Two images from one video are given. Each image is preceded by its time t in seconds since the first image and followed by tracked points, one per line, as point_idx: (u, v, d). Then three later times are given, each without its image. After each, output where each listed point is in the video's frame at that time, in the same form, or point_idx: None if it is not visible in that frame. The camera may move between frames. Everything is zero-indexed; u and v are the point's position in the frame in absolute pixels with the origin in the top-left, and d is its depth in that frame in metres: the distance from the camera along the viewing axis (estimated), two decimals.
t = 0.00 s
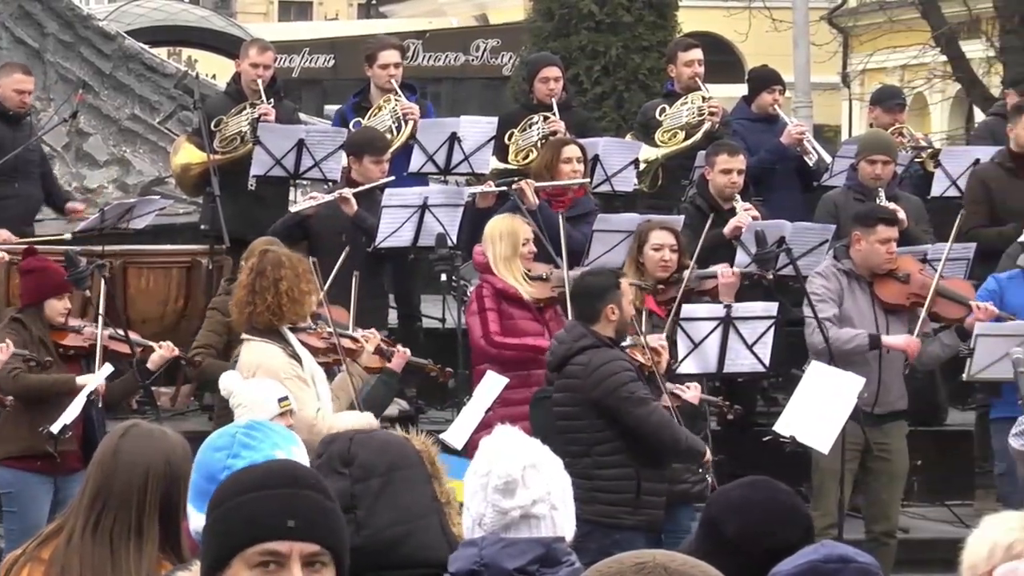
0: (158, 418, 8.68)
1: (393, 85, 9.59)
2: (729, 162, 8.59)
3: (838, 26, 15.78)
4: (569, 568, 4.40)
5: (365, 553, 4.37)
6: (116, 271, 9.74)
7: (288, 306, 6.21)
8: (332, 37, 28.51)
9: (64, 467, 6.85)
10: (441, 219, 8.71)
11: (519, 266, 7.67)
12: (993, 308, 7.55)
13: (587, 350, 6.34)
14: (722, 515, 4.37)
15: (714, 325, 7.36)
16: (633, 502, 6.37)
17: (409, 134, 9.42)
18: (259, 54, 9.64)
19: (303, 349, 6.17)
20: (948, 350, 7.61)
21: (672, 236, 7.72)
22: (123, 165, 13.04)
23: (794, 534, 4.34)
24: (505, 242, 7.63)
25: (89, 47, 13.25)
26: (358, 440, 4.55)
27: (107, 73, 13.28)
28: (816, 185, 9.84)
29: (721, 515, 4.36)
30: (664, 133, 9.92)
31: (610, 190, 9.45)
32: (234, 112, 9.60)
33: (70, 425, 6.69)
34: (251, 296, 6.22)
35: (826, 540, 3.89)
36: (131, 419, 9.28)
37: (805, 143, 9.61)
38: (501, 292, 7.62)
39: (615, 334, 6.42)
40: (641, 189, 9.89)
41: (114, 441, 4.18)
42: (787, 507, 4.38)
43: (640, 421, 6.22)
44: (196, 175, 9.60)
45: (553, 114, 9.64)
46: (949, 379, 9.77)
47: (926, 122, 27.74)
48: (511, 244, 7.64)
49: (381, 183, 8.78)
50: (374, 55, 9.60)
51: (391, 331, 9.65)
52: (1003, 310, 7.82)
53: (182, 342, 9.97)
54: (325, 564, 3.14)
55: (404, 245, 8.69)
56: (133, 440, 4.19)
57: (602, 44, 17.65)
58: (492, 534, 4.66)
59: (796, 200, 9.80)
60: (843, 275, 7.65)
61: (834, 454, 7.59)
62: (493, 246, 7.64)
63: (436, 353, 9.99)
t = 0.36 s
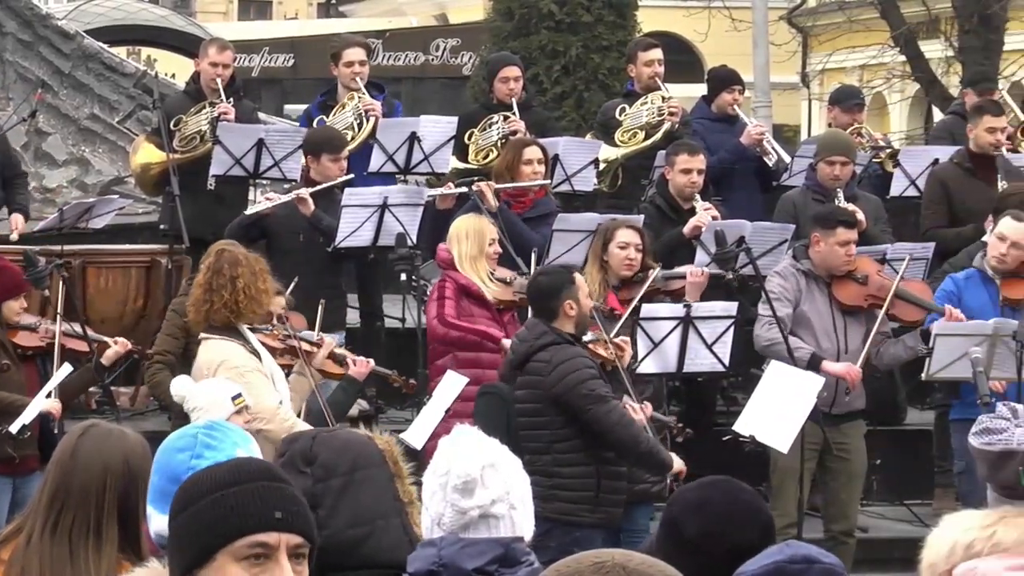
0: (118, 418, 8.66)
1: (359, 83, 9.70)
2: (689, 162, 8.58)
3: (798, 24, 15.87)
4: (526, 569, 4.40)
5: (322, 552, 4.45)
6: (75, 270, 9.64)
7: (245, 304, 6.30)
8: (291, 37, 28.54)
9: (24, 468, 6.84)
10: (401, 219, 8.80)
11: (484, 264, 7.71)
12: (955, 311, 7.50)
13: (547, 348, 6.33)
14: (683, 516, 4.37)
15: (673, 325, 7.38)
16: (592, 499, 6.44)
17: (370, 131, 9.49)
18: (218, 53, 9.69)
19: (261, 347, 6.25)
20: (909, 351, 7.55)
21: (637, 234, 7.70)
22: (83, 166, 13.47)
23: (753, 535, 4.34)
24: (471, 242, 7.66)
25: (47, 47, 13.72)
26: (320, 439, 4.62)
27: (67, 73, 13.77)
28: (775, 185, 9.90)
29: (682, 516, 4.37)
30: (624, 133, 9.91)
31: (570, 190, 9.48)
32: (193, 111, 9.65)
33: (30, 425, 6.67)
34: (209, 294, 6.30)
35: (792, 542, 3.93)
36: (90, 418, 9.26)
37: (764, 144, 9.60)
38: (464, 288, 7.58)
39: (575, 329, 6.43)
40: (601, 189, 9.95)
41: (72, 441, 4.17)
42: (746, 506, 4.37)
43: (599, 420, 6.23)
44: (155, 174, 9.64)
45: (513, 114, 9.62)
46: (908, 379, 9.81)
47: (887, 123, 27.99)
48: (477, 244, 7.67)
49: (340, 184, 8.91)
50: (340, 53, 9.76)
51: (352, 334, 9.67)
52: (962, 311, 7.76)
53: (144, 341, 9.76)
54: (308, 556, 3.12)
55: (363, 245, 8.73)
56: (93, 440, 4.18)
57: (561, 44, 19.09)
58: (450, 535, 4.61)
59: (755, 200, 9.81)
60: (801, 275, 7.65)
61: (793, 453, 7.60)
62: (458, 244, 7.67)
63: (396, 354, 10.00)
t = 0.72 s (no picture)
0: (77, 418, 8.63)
1: (322, 85, 9.81)
2: (649, 162, 8.60)
3: (755, 26, 16.04)
4: (487, 569, 4.53)
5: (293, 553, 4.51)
6: (33, 271, 9.80)
7: (209, 317, 6.31)
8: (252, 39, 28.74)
9: None
10: (361, 219, 8.73)
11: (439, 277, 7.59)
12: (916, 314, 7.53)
13: (510, 336, 6.37)
14: (631, 514, 4.39)
15: (633, 325, 7.37)
16: (548, 490, 6.38)
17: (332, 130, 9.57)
18: (178, 54, 9.84)
19: (222, 352, 6.35)
20: (870, 352, 7.53)
21: (584, 238, 7.75)
22: (41, 166, 13.65)
23: (699, 535, 4.36)
24: (427, 253, 7.51)
25: (7, 47, 14.03)
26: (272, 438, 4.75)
27: (26, 73, 14.08)
28: (735, 185, 9.96)
29: (632, 513, 4.38)
30: (585, 133, 9.99)
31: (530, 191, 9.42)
32: (153, 112, 9.82)
33: None
34: (173, 302, 6.29)
35: (754, 542, 3.95)
36: (50, 418, 9.22)
37: (725, 143, 9.66)
38: (419, 294, 7.55)
39: (544, 329, 6.44)
40: (562, 189, 10.03)
41: (33, 442, 4.15)
42: (696, 504, 4.39)
43: (568, 383, 6.26)
44: (115, 175, 9.87)
45: (473, 115, 9.70)
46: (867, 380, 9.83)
47: (845, 124, 28.22)
48: (434, 255, 7.53)
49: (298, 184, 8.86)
50: (306, 54, 9.87)
51: (313, 335, 9.66)
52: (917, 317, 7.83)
53: (101, 343, 9.88)
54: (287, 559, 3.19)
55: (323, 244, 8.69)
56: (54, 441, 4.17)
57: (522, 45, 19.07)
58: (410, 535, 4.62)
59: (715, 199, 9.84)
60: (760, 276, 7.65)
61: (752, 452, 7.61)
62: (415, 254, 7.54)
63: (357, 355, 9.98)
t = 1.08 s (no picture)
0: (36, 419, 8.56)
1: (286, 85, 9.84)
2: (609, 160, 8.60)
3: (716, 26, 16.09)
4: (449, 568, 4.59)
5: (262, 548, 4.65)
6: None
7: (167, 314, 6.36)
8: (211, 38, 29.21)
9: None
10: (321, 219, 8.79)
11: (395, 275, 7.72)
12: (872, 304, 7.58)
13: (471, 342, 6.35)
14: (587, 513, 4.40)
15: (594, 325, 7.36)
16: (507, 496, 6.40)
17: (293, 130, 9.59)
18: (137, 53, 9.89)
19: (179, 351, 6.36)
20: (832, 347, 7.59)
21: (552, 237, 7.85)
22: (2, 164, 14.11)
23: (652, 533, 4.35)
24: (383, 252, 7.65)
25: None
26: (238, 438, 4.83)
27: None
28: (695, 185, 10.00)
29: (587, 512, 4.40)
30: (545, 133, 9.98)
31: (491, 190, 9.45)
32: (113, 112, 9.81)
33: None
34: (130, 302, 6.36)
35: (712, 542, 3.95)
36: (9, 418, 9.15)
37: (683, 143, 9.71)
38: (375, 299, 7.64)
39: (503, 333, 6.43)
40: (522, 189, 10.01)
41: None
42: (653, 506, 4.39)
43: (526, 403, 6.27)
44: (75, 175, 9.87)
45: (433, 114, 9.70)
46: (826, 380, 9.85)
47: (807, 122, 28.51)
48: (389, 253, 7.66)
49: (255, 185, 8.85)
50: (269, 54, 9.90)
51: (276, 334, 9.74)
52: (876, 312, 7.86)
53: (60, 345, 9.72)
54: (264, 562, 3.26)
55: (282, 245, 8.78)
56: (11, 440, 4.15)
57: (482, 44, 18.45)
58: (372, 535, 4.68)
59: (675, 199, 9.87)
60: (717, 275, 7.72)
61: (713, 450, 7.64)
62: (371, 254, 7.66)
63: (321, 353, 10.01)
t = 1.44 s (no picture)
0: None
1: (248, 86, 9.87)
2: (574, 159, 8.58)
3: (677, 27, 16.32)
4: (410, 569, 4.55)
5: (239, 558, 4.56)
6: None
7: (130, 310, 6.49)
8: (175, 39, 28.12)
9: None
10: (284, 218, 8.87)
11: (360, 269, 7.75)
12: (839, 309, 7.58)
13: (433, 342, 6.35)
14: (549, 512, 4.34)
15: (556, 325, 7.34)
16: (470, 498, 6.47)
17: (256, 130, 9.60)
18: (99, 52, 9.95)
19: (141, 352, 6.43)
20: (795, 350, 7.63)
21: (522, 236, 7.78)
22: None
23: (615, 533, 4.30)
24: (346, 247, 7.68)
25: None
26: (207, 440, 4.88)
27: None
28: (658, 185, 10.03)
29: (549, 511, 4.35)
30: (508, 134, 10.00)
31: (453, 190, 9.48)
32: (75, 112, 9.85)
33: None
34: (94, 299, 6.47)
35: (672, 541, 3.94)
36: None
37: (646, 143, 9.71)
38: (340, 294, 7.69)
39: (465, 332, 6.43)
40: (485, 189, 10.01)
41: None
42: (615, 506, 4.33)
43: (483, 418, 6.30)
44: (37, 174, 9.87)
45: (396, 115, 9.74)
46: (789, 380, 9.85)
47: (768, 123, 28.67)
48: (353, 249, 7.69)
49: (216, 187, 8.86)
50: (232, 55, 9.90)
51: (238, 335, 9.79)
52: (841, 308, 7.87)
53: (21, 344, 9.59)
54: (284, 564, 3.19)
55: (245, 245, 8.80)
56: None
57: (445, 45, 18.89)
58: (335, 535, 4.69)
59: (637, 198, 9.91)
60: (679, 276, 7.69)
61: (676, 450, 7.62)
62: (335, 249, 7.69)
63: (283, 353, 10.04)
